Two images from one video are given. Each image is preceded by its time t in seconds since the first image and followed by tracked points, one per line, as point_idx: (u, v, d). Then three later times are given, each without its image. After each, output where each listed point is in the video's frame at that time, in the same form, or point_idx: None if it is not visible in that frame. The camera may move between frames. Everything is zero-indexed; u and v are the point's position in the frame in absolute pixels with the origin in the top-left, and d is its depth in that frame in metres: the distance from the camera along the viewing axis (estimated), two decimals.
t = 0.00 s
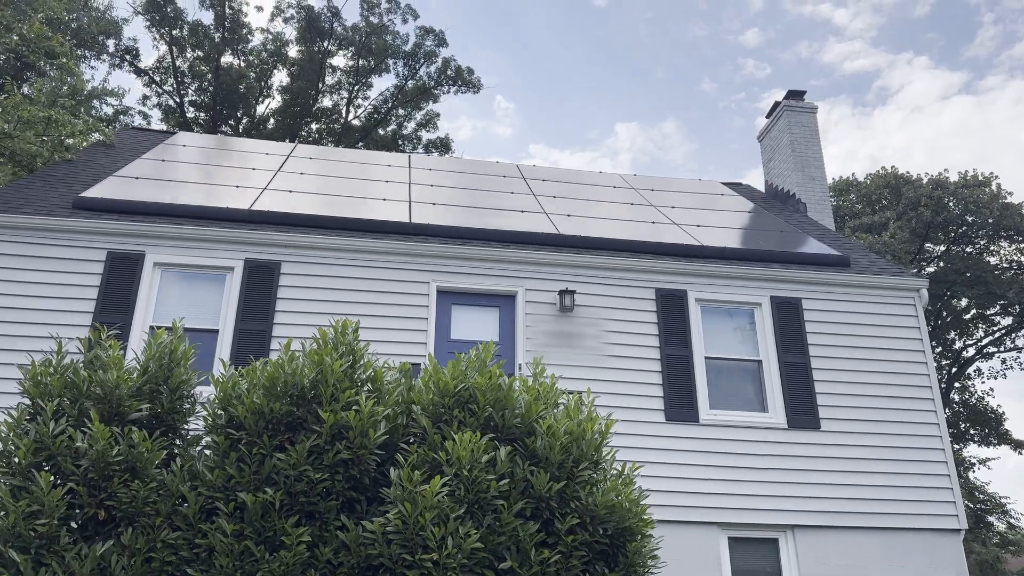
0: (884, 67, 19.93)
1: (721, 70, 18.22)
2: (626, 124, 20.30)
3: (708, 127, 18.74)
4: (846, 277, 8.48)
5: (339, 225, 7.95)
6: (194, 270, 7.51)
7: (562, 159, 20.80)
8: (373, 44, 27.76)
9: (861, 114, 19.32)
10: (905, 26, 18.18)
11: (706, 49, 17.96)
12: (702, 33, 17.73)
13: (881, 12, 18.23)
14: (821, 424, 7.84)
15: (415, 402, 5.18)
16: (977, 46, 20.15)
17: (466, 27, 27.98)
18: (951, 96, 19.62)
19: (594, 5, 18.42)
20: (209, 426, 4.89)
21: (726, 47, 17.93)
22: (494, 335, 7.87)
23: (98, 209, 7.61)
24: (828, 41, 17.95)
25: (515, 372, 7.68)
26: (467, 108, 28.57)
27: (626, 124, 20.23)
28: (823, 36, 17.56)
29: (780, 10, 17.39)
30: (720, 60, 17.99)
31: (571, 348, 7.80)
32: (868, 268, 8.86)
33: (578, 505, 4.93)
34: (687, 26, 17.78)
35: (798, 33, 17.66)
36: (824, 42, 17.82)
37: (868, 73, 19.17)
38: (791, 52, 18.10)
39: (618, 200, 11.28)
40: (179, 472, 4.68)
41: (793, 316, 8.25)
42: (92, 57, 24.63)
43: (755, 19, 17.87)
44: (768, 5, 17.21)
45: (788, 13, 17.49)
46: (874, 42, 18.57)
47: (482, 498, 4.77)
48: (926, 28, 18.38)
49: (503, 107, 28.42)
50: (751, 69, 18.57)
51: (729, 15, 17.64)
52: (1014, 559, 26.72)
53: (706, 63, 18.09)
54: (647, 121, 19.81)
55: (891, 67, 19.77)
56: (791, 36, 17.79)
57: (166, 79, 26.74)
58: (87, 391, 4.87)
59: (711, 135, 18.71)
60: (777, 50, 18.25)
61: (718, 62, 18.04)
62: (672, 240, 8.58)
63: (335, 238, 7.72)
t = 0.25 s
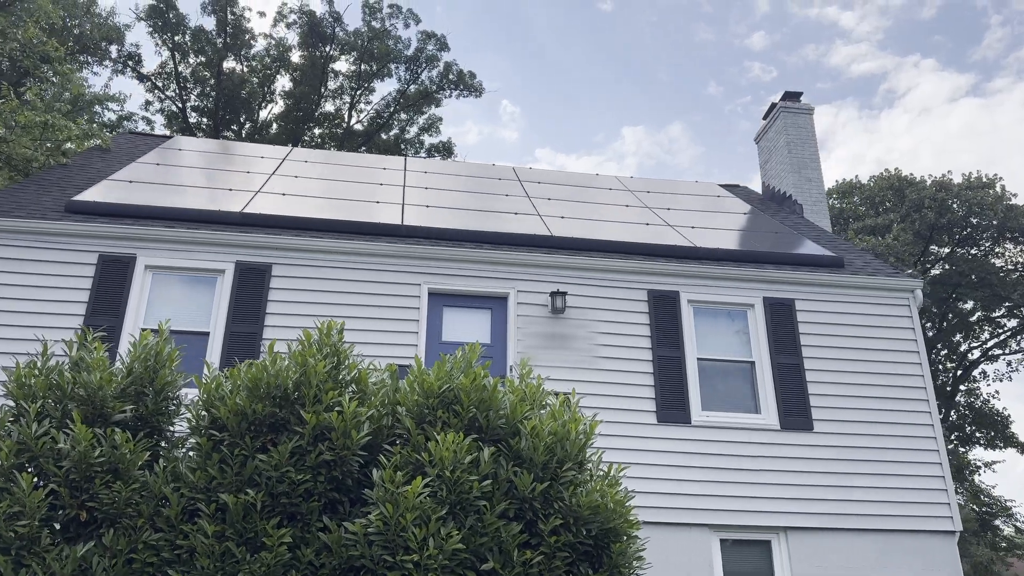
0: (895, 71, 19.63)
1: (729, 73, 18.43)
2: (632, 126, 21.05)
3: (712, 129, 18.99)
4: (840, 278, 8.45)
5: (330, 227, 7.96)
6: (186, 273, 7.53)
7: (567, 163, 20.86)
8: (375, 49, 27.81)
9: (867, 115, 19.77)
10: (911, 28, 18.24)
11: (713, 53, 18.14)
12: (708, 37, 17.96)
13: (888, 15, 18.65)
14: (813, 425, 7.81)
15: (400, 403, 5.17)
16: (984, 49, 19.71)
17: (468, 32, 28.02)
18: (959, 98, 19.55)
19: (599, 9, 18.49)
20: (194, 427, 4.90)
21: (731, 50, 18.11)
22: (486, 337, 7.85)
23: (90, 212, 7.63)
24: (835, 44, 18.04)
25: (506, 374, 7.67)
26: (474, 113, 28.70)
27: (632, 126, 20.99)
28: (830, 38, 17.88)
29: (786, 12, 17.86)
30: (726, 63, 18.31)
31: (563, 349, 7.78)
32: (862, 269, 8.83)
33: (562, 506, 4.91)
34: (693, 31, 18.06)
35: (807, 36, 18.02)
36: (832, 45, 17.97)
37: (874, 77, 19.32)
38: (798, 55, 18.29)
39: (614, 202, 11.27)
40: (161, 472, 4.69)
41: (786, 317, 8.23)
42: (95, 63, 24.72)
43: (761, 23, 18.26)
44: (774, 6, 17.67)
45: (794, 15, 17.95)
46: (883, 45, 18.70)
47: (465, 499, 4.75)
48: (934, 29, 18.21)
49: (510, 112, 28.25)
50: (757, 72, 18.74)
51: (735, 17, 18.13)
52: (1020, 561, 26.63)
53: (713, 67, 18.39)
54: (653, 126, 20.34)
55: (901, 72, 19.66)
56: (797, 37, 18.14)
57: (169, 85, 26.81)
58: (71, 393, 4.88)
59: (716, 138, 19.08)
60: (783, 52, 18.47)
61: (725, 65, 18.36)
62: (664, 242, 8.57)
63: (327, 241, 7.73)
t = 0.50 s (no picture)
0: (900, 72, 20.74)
1: (736, 76, 18.56)
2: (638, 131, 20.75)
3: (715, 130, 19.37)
4: (834, 279, 8.42)
5: (322, 230, 7.97)
6: (178, 276, 7.55)
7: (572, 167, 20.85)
8: (377, 54, 27.89)
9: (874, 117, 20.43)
10: (920, 29, 18.52)
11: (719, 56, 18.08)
12: (715, 41, 17.88)
13: (895, 17, 18.81)
14: (807, 427, 7.76)
15: (385, 405, 5.16)
16: (993, 51, 20.76)
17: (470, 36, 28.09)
18: (965, 99, 21.08)
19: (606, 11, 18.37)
20: (177, 429, 4.90)
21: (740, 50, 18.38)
22: (477, 339, 7.84)
23: (82, 216, 7.66)
24: (841, 46, 18.95)
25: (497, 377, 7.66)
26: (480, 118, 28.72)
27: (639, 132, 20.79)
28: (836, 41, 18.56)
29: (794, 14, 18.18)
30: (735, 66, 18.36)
31: (554, 351, 7.77)
32: (856, 270, 8.79)
33: (546, 508, 4.90)
34: (700, 34, 17.93)
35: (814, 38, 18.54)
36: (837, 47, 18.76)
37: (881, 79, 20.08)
38: (805, 56, 18.94)
39: (610, 204, 11.25)
40: (144, 475, 4.69)
41: (779, 318, 8.19)
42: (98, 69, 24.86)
43: (768, 25, 18.55)
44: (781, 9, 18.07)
45: (801, 18, 18.25)
46: (889, 46, 19.35)
47: (447, 501, 4.74)
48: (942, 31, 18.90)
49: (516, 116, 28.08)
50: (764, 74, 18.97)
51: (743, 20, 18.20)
52: None
53: (721, 70, 18.33)
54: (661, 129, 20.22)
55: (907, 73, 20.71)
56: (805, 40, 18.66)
57: (172, 90, 26.92)
58: (55, 395, 4.90)
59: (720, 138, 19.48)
60: (792, 54, 18.95)
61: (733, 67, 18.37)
62: (656, 244, 8.55)
63: (319, 244, 7.74)
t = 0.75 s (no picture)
0: (906, 73, 20.94)
1: (743, 79, 18.89)
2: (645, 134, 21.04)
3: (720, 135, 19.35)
4: (829, 279, 8.37)
5: (314, 231, 7.97)
6: (170, 278, 7.55)
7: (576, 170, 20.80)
8: (381, 58, 27.90)
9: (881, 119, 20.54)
10: (927, 30, 18.87)
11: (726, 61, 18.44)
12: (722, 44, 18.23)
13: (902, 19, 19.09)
14: (801, 427, 7.71)
15: (371, 405, 5.14)
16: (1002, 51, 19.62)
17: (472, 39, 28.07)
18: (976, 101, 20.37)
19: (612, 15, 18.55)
20: (162, 430, 4.89)
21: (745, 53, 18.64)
22: (471, 340, 7.81)
23: (74, 218, 7.67)
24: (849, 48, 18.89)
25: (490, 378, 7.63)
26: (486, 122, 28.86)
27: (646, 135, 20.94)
28: (844, 44, 18.66)
29: (799, 17, 18.50)
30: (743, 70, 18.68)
31: (547, 352, 7.73)
32: (852, 269, 8.74)
33: (531, 508, 4.87)
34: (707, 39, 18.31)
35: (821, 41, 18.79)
36: (845, 50, 18.80)
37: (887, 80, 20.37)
38: (811, 59, 19.28)
39: (606, 205, 11.23)
40: (127, 475, 4.68)
41: (774, 318, 8.15)
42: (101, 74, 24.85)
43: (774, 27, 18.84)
44: (787, 11, 18.34)
45: (808, 20, 18.54)
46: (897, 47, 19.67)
47: (431, 501, 4.71)
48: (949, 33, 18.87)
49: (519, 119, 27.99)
50: (771, 77, 19.70)
51: (748, 22, 18.57)
52: None
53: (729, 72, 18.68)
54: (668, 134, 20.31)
55: (914, 76, 21.07)
56: (811, 44, 18.99)
57: (174, 95, 26.94)
58: (39, 395, 4.90)
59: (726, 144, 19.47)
60: (797, 57, 19.36)
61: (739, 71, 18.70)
62: (650, 244, 8.52)
63: (311, 245, 7.73)
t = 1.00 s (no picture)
0: (914, 74, 20.74)
1: (752, 81, 19.02)
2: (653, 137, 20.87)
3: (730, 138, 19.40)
4: (825, 277, 8.33)
5: (307, 231, 7.97)
6: (163, 279, 7.56)
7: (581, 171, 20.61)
8: (384, 61, 27.91)
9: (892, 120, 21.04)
10: (934, 30, 19.00)
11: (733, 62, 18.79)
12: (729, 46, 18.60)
13: (910, 19, 19.25)
14: (796, 426, 7.66)
15: (358, 403, 5.11)
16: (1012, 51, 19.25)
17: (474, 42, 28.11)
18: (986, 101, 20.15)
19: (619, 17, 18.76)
20: (147, 428, 4.88)
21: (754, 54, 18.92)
22: (464, 339, 7.78)
23: (68, 219, 7.69)
24: (856, 50, 19.19)
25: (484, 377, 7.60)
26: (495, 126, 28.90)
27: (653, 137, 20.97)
28: (851, 44, 19.04)
29: (807, 18, 19.01)
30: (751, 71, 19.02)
31: (541, 351, 7.70)
32: (849, 268, 8.69)
33: (516, 506, 4.84)
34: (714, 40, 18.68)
35: (829, 41, 19.21)
36: (853, 51, 19.12)
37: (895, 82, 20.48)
38: (819, 60, 19.45)
39: (602, 205, 11.20)
40: (111, 473, 4.67)
41: (769, 317, 8.10)
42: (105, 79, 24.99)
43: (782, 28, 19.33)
44: (794, 13, 18.89)
45: (815, 22, 19.03)
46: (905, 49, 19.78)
47: (415, 499, 4.68)
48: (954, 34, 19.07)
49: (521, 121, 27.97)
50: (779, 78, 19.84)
51: (755, 24, 19.12)
52: None
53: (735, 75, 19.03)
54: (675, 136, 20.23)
55: (921, 77, 20.87)
56: (818, 45, 19.41)
57: (178, 99, 27.06)
58: (23, 394, 4.89)
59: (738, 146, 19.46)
60: (806, 59, 19.56)
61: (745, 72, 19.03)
62: (645, 243, 8.49)
63: (303, 245, 7.73)
